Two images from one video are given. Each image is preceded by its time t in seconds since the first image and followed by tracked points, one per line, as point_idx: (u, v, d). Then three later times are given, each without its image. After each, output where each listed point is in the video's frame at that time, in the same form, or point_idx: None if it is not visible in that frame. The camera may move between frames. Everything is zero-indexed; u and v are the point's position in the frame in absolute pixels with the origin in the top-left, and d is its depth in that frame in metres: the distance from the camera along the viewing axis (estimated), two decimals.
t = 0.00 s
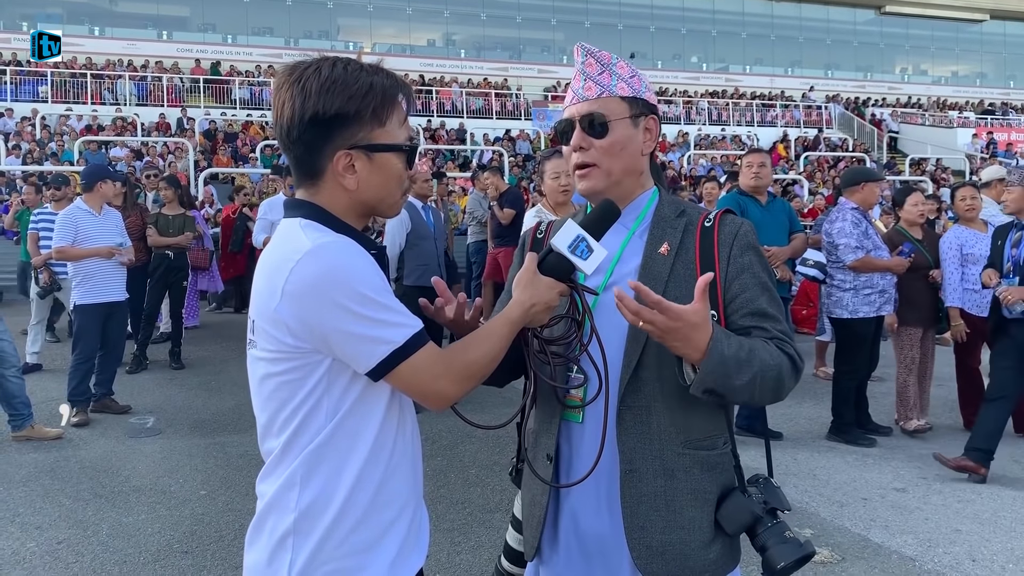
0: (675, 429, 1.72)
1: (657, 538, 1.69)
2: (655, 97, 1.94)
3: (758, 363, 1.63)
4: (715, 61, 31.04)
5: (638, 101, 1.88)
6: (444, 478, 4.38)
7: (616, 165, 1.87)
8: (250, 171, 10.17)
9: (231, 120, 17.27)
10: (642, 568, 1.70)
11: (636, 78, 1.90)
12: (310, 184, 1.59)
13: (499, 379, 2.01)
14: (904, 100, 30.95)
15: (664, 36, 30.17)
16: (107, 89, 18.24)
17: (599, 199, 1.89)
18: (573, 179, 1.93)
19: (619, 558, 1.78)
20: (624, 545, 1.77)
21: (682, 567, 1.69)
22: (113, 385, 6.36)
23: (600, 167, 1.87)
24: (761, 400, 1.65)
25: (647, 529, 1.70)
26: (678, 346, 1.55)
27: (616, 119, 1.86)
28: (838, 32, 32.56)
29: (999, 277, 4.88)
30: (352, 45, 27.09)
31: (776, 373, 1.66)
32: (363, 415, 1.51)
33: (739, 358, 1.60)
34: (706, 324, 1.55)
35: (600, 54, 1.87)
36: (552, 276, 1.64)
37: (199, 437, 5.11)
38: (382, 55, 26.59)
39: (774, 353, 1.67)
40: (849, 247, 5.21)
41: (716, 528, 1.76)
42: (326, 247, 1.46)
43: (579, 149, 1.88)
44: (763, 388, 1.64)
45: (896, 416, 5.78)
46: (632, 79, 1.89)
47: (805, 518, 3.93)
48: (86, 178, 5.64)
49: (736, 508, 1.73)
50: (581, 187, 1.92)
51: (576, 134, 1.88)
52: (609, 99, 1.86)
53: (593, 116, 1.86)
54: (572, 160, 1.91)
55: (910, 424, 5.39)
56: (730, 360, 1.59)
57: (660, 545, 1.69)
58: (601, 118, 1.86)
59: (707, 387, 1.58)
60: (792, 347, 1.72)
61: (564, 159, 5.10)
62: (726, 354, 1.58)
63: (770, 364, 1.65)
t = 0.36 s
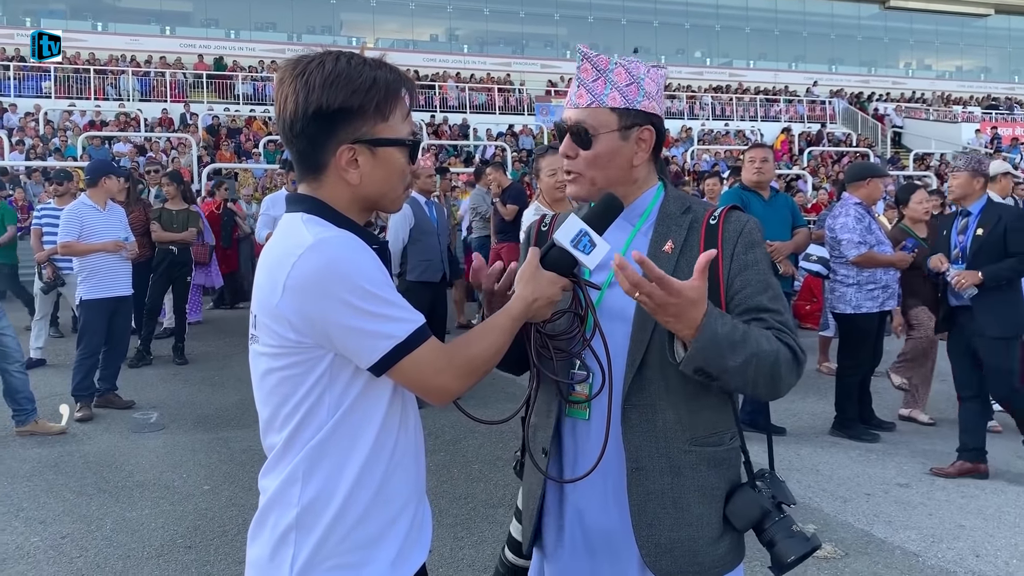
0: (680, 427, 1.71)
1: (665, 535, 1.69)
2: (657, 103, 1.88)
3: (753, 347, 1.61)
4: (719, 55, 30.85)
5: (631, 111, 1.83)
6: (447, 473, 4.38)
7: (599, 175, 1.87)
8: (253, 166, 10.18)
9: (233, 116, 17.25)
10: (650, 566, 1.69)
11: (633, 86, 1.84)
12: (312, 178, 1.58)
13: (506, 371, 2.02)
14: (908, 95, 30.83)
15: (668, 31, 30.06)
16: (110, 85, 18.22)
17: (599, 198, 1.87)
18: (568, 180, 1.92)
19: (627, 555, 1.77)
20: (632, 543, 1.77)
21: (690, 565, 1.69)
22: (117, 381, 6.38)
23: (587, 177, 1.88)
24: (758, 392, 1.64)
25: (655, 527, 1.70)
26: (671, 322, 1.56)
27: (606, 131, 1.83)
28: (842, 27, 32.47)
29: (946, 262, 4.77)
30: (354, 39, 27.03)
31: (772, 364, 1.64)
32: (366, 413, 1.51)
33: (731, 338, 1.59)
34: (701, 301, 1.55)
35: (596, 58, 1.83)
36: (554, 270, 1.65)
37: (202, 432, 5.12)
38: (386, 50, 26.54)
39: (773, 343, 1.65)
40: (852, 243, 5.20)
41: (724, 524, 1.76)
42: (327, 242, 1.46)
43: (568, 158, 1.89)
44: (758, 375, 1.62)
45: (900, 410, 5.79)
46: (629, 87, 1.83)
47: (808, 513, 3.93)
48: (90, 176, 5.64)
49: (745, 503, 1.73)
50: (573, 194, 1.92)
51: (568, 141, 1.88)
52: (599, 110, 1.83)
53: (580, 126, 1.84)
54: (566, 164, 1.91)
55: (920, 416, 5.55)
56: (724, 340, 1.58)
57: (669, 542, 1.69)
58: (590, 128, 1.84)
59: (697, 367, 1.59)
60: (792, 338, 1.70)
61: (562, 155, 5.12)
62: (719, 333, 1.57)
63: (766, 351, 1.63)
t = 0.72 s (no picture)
0: (690, 424, 1.71)
1: (676, 533, 1.69)
2: (656, 92, 1.85)
3: (753, 367, 1.63)
4: (724, 51, 30.57)
5: (631, 103, 1.81)
6: (451, 468, 4.39)
7: (606, 170, 1.86)
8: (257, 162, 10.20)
9: (239, 111, 17.28)
10: (662, 563, 1.69)
11: (632, 77, 1.82)
12: (317, 173, 1.58)
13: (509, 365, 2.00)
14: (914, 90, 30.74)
15: (673, 26, 30.00)
16: (116, 81, 18.27)
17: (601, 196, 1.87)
18: (573, 177, 1.91)
19: (635, 551, 1.77)
20: (642, 539, 1.77)
21: (702, 562, 1.69)
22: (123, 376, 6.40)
23: (592, 168, 1.86)
24: (756, 400, 1.66)
25: (666, 524, 1.69)
26: (672, 357, 1.56)
27: (607, 124, 1.81)
28: (848, 22, 32.36)
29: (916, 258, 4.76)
30: (359, 35, 27.03)
31: (774, 375, 1.66)
32: (371, 408, 1.51)
33: (732, 364, 1.60)
34: (701, 338, 1.55)
35: (594, 52, 1.81)
36: (558, 266, 1.63)
37: (207, 428, 5.14)
38: (390, 46, 26.54)
39: (772, 355, 1.66)
40: (857, 238, 5.17)
41: (733, 520, 1.76)
42: (333, 237, 1.45)
43: (573, 152, 1.86)
44: (760, 389, 1.65)
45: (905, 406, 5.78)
46: (629, 79, 1.82)
47: (813, 509, 3.92)
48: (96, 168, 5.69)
49: (753, 498, 1.73)
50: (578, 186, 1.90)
51: (569, 137, 1.86)
52: (600, 104, 1.81)
53: (582, 120, 1.82)
54: (570, 160, 1.89)
55: (926, 413, 5.54)
56: (723, 369, 1.59)
57: (680, 539, 1.69)
58: (592, 123, 1.82)
59: (697, 395, 1.61)
60: (793, 345, 1.71)
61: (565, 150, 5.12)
62: (717, 365, 1.58)
63: (766, 366, 1.65)
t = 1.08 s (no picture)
0: (696, 424, 1.71)
1: (681, 532, 1.69)
2: (664, 84, 1.86)
3: (766, 373, 1.64)
4: (728, 49, 30.63)
5: (641, 91, 1.81)
6: (455, 466, 4.38)
7: (617, 158, 1.83)
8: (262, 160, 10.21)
9: (243, 110, 17.29)
10: (668, 564, 1.69)
11: (641, 67, 1.82)
12: (319, 171, 1.58)
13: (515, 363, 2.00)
14: (920, 88, 30.63)
15: (677, 24, 29.96)
16: (120, 79, 18.31)
17: (607, 190, 1.85)
18: (580, 172, 1.90)
19: (641, 550, 1.77)
20: (647, 537, 1.76)
21: (708, 561, 1.69)
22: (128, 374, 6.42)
23: (600, 160, 1.84)
24: (771, 402, 1.67)
25: (671, 524, 1.69)
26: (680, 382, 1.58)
27: (618, 112, 1.80)
28: (852, 20, 32.26)
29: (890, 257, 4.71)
30: (363, 34, 27.00)
31: (787, 376, 1.67)
32: (374, 405, 1.51)
33: (744, 374, 1.61)
34: (706, 355, 1.57)
35: (603, 43, 1.83)
36: (562, 264, 1.64)
37: (213, 425, 5.15)
38: (394, 45, 26.54)
39: (784, 356, 1.67)
40: (862, 236, 5.15)
41: (738, 518, 1.76)
42: (335, 236, 1.45)
43: (582, 143, 1.85)
44: (773, 392, 1.66)
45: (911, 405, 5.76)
46: (637, 68, 1.82)
47: (818, 507, 3.91)
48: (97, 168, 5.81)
49: (759, 497, 1.73)
50: (585, 179, 1.89)
51: (579, 128, 1.85)
52: (610, 92, 1.81)
53: (592, 109, 1.81)
54: (579, 152, 1.87)
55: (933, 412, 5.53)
56: (734, 382, 1.59)
57: (685, 538, 1.69)
58: (601, 111, 1.81)
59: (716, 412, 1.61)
60: (804, 342, 1.70)
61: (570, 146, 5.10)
62: (729, 379, 1.59)
63: (779, 370, 1.66)
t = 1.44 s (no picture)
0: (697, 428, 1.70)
1: (682, 536, 1.68)
2: (665, 85, 1.86)
3: (757, 379, 1.65)
4: (728, 49, 30.67)
5: (643, 94, 1.81)
6: (457, 468, 4.38)
7: (617, 160, 1.83)
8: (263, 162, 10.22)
9: (243, 113, 17.31)
10: (669, 567, 1.69)
11: (642, 69, 1.82)
12: (313, 173, 1.58)
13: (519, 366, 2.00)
14: (920, 87, 30.61)
15: (677, 24, 29.97)
16: (121, 83, 18.35)
17: (608, 192, 1.85)
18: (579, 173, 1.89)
19: (641, 553, 1.77)
20: (647, 541, 1.76)
21: (708, 564, 1.69)
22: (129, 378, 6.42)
23: (600, 161, 1.83)
24: (766, 407, 1.68)
25: (673, 528, 1.69)
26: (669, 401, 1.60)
27: (619, 115, 1.80)
28: (852, 19, 32.24)
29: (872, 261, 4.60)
30: (363, 36, 27.00)
31: (781, 380, 1.67)
32: (375, 407, 1.51)
33: (729, 384, 1.62)
34: (687, 373, 1.60)
35: (605, 44, 1.81)
36: (563, 267, 1.63)
37: (214, 428, 5.15)
38: (394, 47, 26.57)
39: (777, 360, 1.67)
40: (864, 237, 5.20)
41: (739, 521, 1.75)
42: (336, 236, 1.45)
43: (582, 145, 1.84)
44: (768, 397, 1.67)
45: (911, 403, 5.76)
46: (639, 70, 1.81)
47: (820, 508, 3.90)
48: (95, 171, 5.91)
49: (760, 499, 1.72)
50: (586, 181, 1.88)
51: (579, 129, 1.84)
52: (612, 94, 1.80)
53: (592, 111, 1.81)
54: (578, 153, 1.87)
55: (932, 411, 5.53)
56: (719, 393, 1.61)
57: (687, 542, 1.68)
58: (602, 113, 1.80)
59: (707, 419, 1.63)
60: (803, 345, 1.70)
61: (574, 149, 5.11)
62: (713, 389, 1.61)
63: (773, 374, 1.66)
